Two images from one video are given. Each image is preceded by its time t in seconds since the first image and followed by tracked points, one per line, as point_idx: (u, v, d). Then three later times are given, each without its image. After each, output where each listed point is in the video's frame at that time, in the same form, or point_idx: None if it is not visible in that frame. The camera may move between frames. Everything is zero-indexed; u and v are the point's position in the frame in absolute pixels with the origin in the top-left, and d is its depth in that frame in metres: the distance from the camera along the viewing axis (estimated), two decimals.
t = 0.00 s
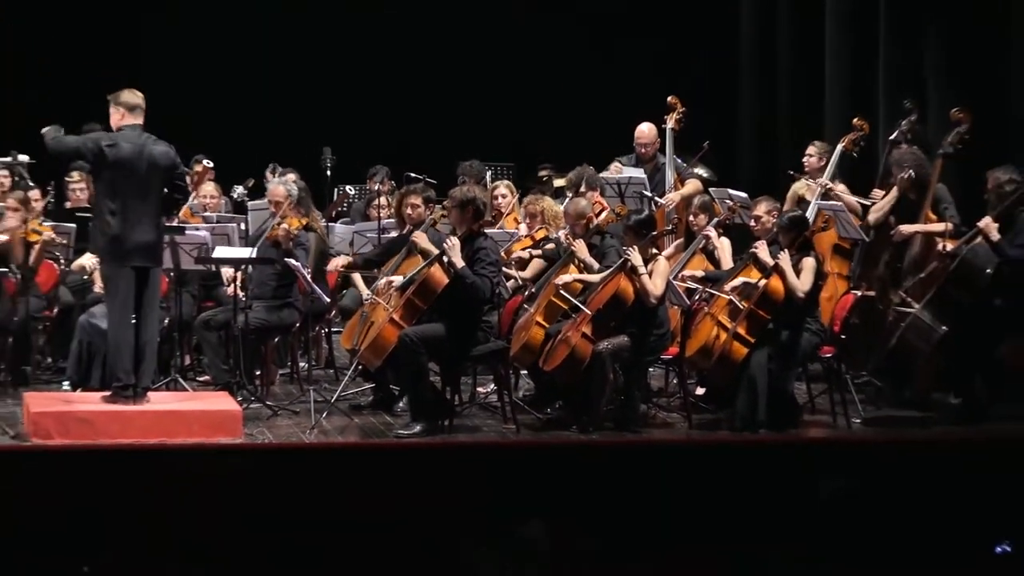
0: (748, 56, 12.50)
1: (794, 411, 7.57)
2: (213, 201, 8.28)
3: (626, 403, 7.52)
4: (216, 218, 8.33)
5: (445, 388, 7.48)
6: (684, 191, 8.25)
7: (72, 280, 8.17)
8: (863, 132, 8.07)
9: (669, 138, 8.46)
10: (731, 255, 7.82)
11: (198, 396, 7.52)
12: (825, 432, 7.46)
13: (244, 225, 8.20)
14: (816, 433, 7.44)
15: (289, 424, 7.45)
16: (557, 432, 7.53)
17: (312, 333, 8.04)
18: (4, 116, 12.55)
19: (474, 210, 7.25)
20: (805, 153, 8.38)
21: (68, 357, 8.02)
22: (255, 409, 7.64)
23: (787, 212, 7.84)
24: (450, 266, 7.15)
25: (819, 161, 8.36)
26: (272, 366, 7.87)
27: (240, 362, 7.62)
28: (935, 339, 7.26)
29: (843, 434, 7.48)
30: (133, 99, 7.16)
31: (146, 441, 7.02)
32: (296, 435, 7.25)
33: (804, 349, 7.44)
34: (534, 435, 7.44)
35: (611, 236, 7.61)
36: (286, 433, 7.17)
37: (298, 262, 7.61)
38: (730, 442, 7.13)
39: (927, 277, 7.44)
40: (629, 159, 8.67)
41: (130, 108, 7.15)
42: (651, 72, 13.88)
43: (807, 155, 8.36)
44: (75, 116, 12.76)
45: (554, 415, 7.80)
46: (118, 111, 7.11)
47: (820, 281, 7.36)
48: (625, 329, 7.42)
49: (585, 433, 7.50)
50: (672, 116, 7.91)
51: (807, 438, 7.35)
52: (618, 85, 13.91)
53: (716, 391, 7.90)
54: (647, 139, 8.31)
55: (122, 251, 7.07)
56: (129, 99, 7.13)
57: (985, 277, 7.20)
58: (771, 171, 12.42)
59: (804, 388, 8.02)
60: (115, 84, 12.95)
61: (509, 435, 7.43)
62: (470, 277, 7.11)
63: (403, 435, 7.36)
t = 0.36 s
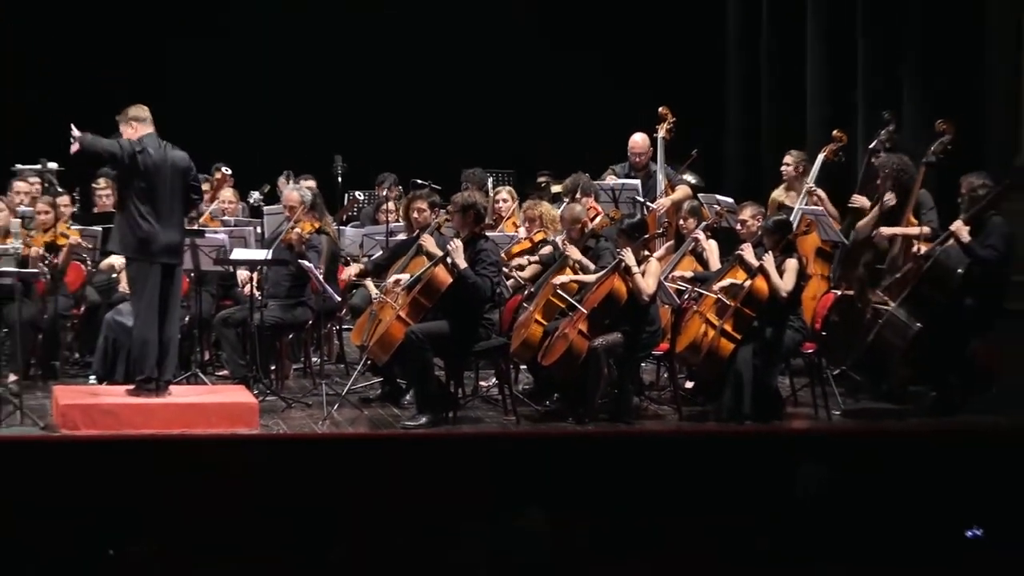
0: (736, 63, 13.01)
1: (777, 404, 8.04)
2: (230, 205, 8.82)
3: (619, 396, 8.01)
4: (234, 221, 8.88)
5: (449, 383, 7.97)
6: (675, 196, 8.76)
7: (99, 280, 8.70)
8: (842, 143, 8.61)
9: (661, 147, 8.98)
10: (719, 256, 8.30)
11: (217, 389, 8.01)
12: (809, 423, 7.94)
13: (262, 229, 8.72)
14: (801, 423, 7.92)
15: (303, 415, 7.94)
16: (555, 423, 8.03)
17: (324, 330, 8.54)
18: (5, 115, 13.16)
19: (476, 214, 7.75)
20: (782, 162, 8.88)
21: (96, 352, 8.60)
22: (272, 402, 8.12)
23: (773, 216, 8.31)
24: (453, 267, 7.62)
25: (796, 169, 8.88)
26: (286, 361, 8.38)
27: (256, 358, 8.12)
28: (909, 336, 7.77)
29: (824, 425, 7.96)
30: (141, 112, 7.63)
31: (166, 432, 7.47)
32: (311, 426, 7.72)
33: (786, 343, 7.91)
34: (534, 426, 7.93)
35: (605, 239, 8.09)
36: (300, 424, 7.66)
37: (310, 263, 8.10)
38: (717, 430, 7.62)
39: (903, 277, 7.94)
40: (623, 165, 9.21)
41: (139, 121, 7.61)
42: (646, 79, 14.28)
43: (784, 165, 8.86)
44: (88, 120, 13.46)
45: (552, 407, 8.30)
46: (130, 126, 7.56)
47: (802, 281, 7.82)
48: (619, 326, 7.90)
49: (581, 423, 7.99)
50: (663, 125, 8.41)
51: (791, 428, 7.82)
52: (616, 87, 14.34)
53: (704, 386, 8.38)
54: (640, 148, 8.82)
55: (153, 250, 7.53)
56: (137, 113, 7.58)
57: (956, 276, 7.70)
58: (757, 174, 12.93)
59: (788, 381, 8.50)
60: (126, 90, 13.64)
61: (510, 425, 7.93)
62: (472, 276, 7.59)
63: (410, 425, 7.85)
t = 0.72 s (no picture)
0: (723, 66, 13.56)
1: (762, 398, 8.50)
2: (246, 210, 9.43)
3: (613, 390, 8.50)
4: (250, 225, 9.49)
5: (452, 378, 8.46)
6: (665, 202, 9.31)
7: (122, 281, 9.38)
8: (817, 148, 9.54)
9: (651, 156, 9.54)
10: (707, 258, 8.80)
11: (234, 383, 8.50)
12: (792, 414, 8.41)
13: (274, 232, 9.25)
14: (785, 415, 8.39)
15: (314, 408, 8.44)
16: (553, 415, 8.52)
17: (334, 328, 9.06)
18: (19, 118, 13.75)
19: (478, 218, 8.26)
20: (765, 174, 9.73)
21: (120, 348, 9.12)
22: (285, 395, 8.62)
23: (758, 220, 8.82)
24: (458, 267, 8.11)
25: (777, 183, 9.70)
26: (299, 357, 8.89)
27: (270, 354, 8.63)
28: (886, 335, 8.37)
29: (806, 417, 8.45)
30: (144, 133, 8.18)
31: (184, 424, 7.93)
32: (322, 417, 8.20)
33: (771, 341, 8.37)
34: (533, 418, 8.42)
35: (599, 242, 8.59)
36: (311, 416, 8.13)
37: (321, 264, 8.64)
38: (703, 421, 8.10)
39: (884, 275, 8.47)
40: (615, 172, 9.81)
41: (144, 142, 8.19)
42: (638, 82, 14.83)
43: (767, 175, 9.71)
44: (102, 118, 14.02)
45: (549, 400, 8.81)
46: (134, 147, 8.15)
47: (785, 281, 8.26)
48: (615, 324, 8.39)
49: (576, 416, 8.47)
50: (654, 134, 8.95)
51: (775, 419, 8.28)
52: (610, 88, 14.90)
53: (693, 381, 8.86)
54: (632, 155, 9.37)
55: (170, 251, 8.02)
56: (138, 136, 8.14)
57: (933, 277, 8.16)
58: (742, 175, 13.43)
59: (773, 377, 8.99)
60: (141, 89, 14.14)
61: (509, 417, 8.42)
62: (474, 276, 8.07)
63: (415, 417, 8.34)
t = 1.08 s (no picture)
0: (711, 69, 14.02)
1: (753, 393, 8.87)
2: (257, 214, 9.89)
3: (609, 385, 8.88)
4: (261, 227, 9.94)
5: (455, 374, 8.84)
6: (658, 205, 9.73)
7: (139, 281, 9.82)
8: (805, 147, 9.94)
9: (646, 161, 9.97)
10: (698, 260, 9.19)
11: (247, 379, 8.88)
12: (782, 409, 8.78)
13: (286, 234, 9.68)
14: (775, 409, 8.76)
15: (324, 402, 8.81)
16: (552, 410, 8.89)
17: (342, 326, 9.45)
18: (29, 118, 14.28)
19: (478, 221, 8.64)
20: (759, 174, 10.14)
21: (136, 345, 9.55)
22: (294, 390, 8.99)
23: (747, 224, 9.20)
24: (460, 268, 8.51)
25: (770, 182, 10.10)
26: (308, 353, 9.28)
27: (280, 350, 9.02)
28: (871, 333, 8.65)
29: (795, 411, 8.84)
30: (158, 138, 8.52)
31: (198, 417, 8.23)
32: (330, 411, 8.56)
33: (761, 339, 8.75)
34: (533, 412, 8.80)
35: (594, 243, 8.96)
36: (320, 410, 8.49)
37: (329, 264, 9.08)
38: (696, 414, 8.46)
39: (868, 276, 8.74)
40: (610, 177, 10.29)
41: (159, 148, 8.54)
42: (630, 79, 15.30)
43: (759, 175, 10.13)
44: (108, 118, 14.55)
45: (548, 395, 9.19)
46: (149, 155, 8.49)
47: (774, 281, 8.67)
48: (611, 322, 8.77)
49: (574, 410, 8.84)
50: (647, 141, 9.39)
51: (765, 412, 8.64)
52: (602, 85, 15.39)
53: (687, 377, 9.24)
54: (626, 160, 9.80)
55: (179, 255, 8.34)
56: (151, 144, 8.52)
57: (914, 278, 8.43)
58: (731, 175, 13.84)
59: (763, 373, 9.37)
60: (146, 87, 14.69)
61: (509, 411, 8.80)
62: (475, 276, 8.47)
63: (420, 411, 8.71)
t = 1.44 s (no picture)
0: (707, 68, 14.14)
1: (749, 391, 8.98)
2: (260, 213, 10.06)
3: (606, 383, 9.02)
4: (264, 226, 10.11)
5: (454, 371, 8.97)
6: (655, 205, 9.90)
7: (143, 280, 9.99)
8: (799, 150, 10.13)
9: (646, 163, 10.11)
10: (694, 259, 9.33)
11: (247, 376, 8.99)
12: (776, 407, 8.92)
13: (288, 234, 9.87)
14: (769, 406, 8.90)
15: (324, 400, 8.92)
16: (551, 407, 9.03)
17: (343, 324, 9.62)
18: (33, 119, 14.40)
19: (475, 221, 8.78)
20: (751, 178, 10.26)
21: (140, 342, 9.71)
22: (296, 387, 9.12)
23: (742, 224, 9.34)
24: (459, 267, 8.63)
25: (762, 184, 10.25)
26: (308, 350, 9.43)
27: (282, 349, 9.18)
28: (863, 333, 8.88)
29: (790, 408, 8.97)
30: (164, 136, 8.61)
31: (201, 415, 8.33)
32: (331, 408, 8.69)
33: (756, 337, 8.87)
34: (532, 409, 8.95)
35: (589, 242, 9.10)
36: (320, 407, 8.63)
37: (330, 263, 9.25)
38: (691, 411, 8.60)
39: (860, 277, 8.92)
40: (609, 178, 10.52)
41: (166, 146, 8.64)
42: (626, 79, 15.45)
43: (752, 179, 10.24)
44: (110, 117, 14.66)
45: (546, 392, 9.33)
46: (154, 152, 8.62)
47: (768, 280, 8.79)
48: (608, 320, 8.89)
49: (572, 406, 8.98)
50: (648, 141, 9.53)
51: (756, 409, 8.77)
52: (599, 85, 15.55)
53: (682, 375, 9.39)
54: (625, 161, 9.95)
55: (181, 256, 8.48)
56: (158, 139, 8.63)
57: (908, 278, 8.65)
58: (726, 174, 14.02)
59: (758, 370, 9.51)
60: (147, 86, 14.82)
61: (509, 408, 8.95)
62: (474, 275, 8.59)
63: (419, 407, 8.85)
